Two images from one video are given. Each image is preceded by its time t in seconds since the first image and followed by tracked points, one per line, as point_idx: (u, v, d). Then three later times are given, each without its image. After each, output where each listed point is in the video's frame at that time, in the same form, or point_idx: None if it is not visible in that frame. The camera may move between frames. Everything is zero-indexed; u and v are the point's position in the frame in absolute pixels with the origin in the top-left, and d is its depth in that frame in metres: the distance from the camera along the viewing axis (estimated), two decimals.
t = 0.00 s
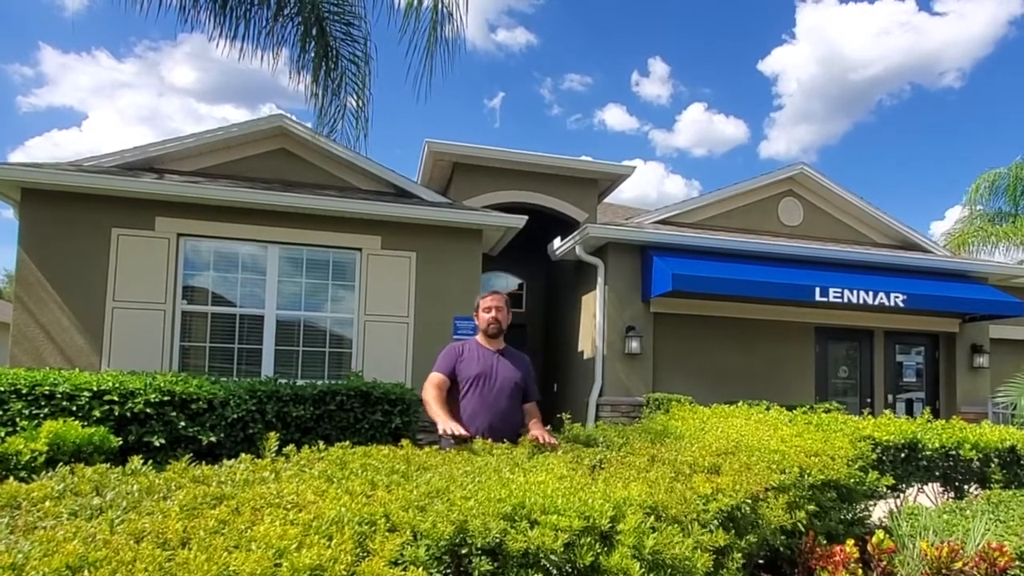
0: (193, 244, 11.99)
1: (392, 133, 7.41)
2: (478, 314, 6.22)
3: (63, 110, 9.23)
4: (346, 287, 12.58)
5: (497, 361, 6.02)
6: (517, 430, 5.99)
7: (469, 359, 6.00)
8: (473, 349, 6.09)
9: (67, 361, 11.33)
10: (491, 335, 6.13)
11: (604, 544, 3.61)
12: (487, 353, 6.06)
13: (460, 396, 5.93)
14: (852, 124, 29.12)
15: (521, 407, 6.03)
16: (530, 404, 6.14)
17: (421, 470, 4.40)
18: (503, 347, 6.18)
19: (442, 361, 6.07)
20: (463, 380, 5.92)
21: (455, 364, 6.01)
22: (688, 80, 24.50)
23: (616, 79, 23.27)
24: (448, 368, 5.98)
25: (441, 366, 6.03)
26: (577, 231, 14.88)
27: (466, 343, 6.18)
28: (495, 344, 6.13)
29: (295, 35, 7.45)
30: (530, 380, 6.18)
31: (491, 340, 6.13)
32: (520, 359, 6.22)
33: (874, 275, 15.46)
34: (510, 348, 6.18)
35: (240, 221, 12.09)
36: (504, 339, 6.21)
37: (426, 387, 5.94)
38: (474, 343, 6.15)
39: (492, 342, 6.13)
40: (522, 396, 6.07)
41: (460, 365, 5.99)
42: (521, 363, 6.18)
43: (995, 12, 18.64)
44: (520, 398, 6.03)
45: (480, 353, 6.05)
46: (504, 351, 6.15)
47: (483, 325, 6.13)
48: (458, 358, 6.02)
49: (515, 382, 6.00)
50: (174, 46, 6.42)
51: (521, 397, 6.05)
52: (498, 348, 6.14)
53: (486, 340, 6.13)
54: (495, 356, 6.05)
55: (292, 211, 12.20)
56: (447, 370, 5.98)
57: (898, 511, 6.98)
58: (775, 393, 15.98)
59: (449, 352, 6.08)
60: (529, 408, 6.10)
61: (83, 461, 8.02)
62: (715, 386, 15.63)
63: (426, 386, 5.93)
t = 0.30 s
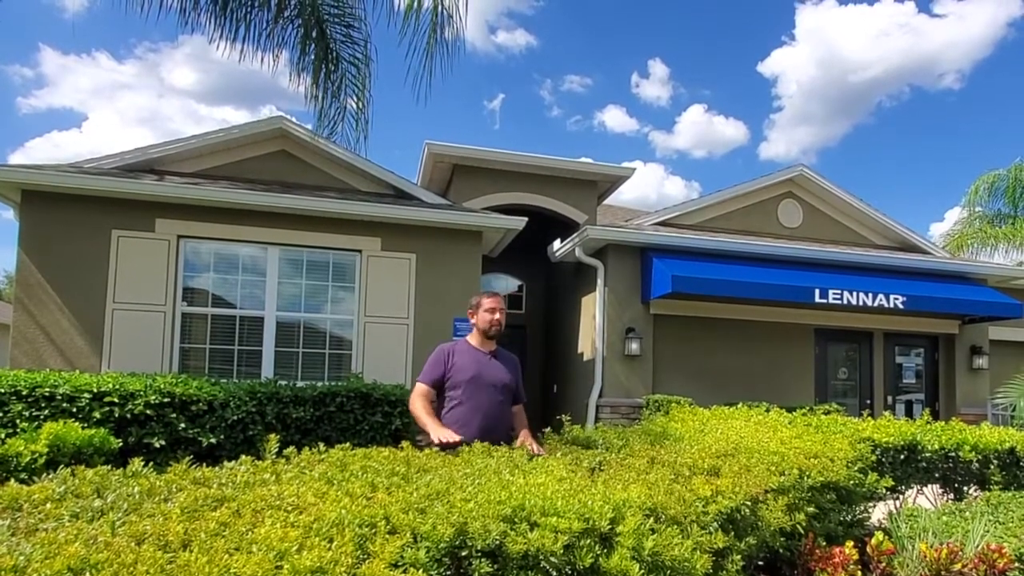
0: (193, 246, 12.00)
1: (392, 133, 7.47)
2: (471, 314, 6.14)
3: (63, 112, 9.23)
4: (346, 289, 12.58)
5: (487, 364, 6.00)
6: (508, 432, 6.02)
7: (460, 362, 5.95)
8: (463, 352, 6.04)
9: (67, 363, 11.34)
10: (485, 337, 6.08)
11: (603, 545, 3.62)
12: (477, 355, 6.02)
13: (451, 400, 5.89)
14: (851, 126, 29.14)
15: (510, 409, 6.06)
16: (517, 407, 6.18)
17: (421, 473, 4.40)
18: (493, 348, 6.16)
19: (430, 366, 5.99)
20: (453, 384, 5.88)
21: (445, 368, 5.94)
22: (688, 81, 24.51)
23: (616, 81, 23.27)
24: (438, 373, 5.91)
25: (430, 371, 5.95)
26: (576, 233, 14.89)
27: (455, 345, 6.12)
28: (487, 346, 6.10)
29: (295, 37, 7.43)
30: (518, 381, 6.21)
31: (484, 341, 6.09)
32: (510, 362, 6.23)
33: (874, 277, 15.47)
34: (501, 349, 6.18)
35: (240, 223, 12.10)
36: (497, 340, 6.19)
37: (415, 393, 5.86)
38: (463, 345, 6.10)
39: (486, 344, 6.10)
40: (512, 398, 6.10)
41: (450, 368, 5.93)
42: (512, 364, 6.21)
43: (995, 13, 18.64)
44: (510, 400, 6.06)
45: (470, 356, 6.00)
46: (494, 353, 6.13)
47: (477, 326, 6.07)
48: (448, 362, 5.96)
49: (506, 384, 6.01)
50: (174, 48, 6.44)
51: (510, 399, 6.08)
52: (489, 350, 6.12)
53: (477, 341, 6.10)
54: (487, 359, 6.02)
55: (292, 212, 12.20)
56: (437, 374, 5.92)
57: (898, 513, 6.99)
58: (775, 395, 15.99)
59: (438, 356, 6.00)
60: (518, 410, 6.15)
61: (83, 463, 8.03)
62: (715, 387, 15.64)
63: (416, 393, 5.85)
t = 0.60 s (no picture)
0: (193, 247, 12.01)
1: (392, 135, 7.48)
2: (466, 315, 6.12)
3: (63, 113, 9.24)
4: (346, 290, 12.59)
5: (481, 366, 5.97)
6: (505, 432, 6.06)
7: (454, 365, 5.91)
8: (457, 354, 5.99)
9: (67, 364, 11.34)
10: (480, 337, 6.07)
11: (603, 546, 3.63)
12: (471, 357, 5.98)
13: (447, 405, 5.88)
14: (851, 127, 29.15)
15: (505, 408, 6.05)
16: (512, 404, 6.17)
17: (421, 474, 4.41)
18: (487, 348, 6.12)
19: (424, 371, 5.96)
20: (449, 389, 5.85)
21: (439, 372, 5.91)
22: (688, 82, 24.52)
23: (616, 82, 23.30)
24: (432, 377, 5.88)
25: (424, 376, 5.92)
26: (576, 234, 14.91)
27: (448, 347, 6.08)
28: (480, 347, 6.06)
29: (295, 38, 7.47)
30: (513, 380, 6.20)
31: (479, 342, 6.06)
32: (503, 360, 6.19)
33: (874, 278, 15.48)
34: (495, 350, 6.16)
35: (240, 225, 12.11)
36: (489, 341, 6.16)
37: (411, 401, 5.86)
38: (457, 347, 6.07)
39: (479, 345, 6.06)
40: (508, 398, 6.10)
41: (445, 373, 5.90)
42: (506, 364, 6.18)
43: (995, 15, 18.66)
44: (504, 399, 6.04)
45: (464, 359, 5.97)
46: (488, 353, 6.10)
47: (472, 327, 6.04)
48: (441, 367, 5.92)
49: (501, 386, 6.00)
50: (174, 50, 6.49)
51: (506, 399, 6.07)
52: (482, 350, 6.08)
53: (471, 342, 6.07)
54: (478, 361, 5.98)
55: (292, 214, 12.21)
56: (431, 379, 5.89)
57: (897, 514, 7.00)
58: (775, 396, 15.99)
59: (432, 361, 5.96)
60: (513, 408, 6.15)
61: (83, 465, 8.02)
62: (715, 388, 15.65)
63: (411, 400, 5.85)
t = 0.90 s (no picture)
0: (193, 248, 12.01)
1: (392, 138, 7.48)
2: (466, 316, 6.06)
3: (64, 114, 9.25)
4: (346, 292, 12.60)
5: (482, 369, 5.94)
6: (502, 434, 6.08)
7: (458, 368, 5.83)
8: (458, 357, 5.91)
9: (68, 366, 11.35)
10: (480, 339, 6.06)
11: (603, 548, 3.63)
12: (472, 360, 5.94)
13: (448, 408, 5.79)
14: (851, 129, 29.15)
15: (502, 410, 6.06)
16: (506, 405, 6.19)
17: (421, 475, 4.42)
18: (484, 350, 6.11)
19: (425, 374, 5.79)
20: (453, 392, 5.77)
21: (442, 375, 5.79)
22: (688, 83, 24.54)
23: (616, 84, 23.32)
24: (435, 381, 5.75)
25: (425, 379, 5.76)
26: (576, 236, 14.93)
27: (446, 349, 5.97)
28: (479, 349, 6.04)
29: (296, 41, 7.48)
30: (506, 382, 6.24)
31: (478, 344, 6.05)
32: (497, 361, 6.19)
33: (874, 279, 15.48)
34: (491, 351, 6.17)
35: (241, 226, 12.12)
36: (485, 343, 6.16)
37: (412, 405, 5.67)
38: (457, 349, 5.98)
39: (477, 347, 6.04)
40: (505, 401, 6.14)
41: (449, 376, 5.80)
42: (501, 365, 6.23)
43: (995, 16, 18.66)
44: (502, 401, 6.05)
45: (464, 362, 5.90)
46: (486, 356, 6.09)
47: (474, 329, 6.01)
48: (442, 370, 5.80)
49: (500, 389, 6.03)
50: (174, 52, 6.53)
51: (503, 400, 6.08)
52: (480, 353, 6.05)
53: (471, 343, 6.02)
54: (478, 363, 5.95)
55: (292, 215, 12.22)
56: (435, 383, 5.75)
57: (897, 515, 7.00)
58: (775, 397, 15.99)
59: (433, 363, 5.81)
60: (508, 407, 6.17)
61: (83, 466, 8.03)
62: (715, 389, 15.64)
63: (414, 404, 5.65)
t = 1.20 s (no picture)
0: (194, 250, 12.03)
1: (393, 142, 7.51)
2: (464, 317, 6.05)
3: (65, 116, 9.27)
4: (347, 294, 12.61)
5: (482, 370, 5.95)
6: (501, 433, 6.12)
7: (460, 370, 5.81)
8: (459, 358, 5.89)
9: (69, 368, 11.37)
10: (478, 340, 6.08)
11: (603, 550, 3.63)
12: (472, 361, 5.94)
13: (452, 410, 5.77)
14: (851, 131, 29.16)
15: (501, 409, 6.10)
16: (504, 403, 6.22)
17: (422, 477, 4.42)
18: (481, 350, 6.12)
19: (428, 377, 5.74)
20: (457, 394, 5.76)
21: (446, 377, 5.76)
22: (688, 86, 24.55)
23: (616, 86, 23.34)
24: (439, 384, 5.71)
25: (428, 381, 5.71)
26: (577, 238, 14.95)
27: (446, 351, 5.93)
28: (477, 350, 6.04)
29: (297, 43, 7.49)
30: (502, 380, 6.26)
31: (476, 344, 6.06)
32: (495, 361, 6.21)
33: (874, 282, 15.49)
34: (488, 351, 6.18)
35: (241, 229, 12.13)
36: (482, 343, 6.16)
37: (417, 408, 5.60)
38: (456, 350, 5.96)
39: (475, 347, 6.04)
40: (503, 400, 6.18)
41: (452, 378, 5.78)
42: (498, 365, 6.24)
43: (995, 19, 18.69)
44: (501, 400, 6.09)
45: (465, 363, 5.89)
46: (484, 356, 6.11)
47: (473, 330, 6.01)
48: (445, 372, 5.76)
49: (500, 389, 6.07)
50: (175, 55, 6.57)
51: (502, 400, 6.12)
52: (479, 354, 6.06)
53: (470, 344, 6.02)
54: (477, 363, 5.96)
55: (293, 218, 12.24)
56: (439, 385, 5.71)
57: (898, 518, 7.00)
58: (775, 399, 15.98)
59: (436, 366, 5.76)
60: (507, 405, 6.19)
61: (84, 468, 8.03)
62: (715, 392, 15.63)
63: (419, 408, 5.59)
